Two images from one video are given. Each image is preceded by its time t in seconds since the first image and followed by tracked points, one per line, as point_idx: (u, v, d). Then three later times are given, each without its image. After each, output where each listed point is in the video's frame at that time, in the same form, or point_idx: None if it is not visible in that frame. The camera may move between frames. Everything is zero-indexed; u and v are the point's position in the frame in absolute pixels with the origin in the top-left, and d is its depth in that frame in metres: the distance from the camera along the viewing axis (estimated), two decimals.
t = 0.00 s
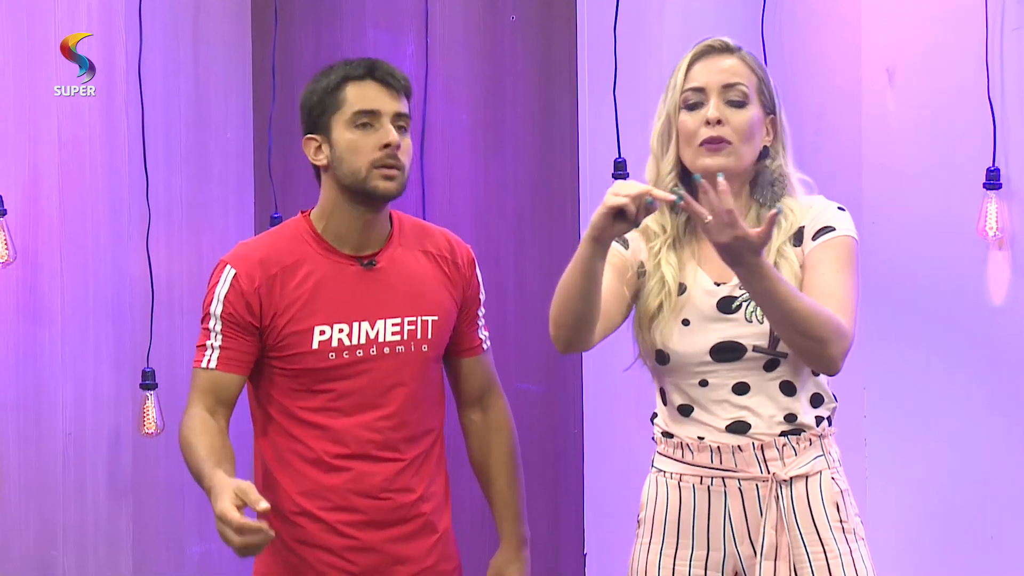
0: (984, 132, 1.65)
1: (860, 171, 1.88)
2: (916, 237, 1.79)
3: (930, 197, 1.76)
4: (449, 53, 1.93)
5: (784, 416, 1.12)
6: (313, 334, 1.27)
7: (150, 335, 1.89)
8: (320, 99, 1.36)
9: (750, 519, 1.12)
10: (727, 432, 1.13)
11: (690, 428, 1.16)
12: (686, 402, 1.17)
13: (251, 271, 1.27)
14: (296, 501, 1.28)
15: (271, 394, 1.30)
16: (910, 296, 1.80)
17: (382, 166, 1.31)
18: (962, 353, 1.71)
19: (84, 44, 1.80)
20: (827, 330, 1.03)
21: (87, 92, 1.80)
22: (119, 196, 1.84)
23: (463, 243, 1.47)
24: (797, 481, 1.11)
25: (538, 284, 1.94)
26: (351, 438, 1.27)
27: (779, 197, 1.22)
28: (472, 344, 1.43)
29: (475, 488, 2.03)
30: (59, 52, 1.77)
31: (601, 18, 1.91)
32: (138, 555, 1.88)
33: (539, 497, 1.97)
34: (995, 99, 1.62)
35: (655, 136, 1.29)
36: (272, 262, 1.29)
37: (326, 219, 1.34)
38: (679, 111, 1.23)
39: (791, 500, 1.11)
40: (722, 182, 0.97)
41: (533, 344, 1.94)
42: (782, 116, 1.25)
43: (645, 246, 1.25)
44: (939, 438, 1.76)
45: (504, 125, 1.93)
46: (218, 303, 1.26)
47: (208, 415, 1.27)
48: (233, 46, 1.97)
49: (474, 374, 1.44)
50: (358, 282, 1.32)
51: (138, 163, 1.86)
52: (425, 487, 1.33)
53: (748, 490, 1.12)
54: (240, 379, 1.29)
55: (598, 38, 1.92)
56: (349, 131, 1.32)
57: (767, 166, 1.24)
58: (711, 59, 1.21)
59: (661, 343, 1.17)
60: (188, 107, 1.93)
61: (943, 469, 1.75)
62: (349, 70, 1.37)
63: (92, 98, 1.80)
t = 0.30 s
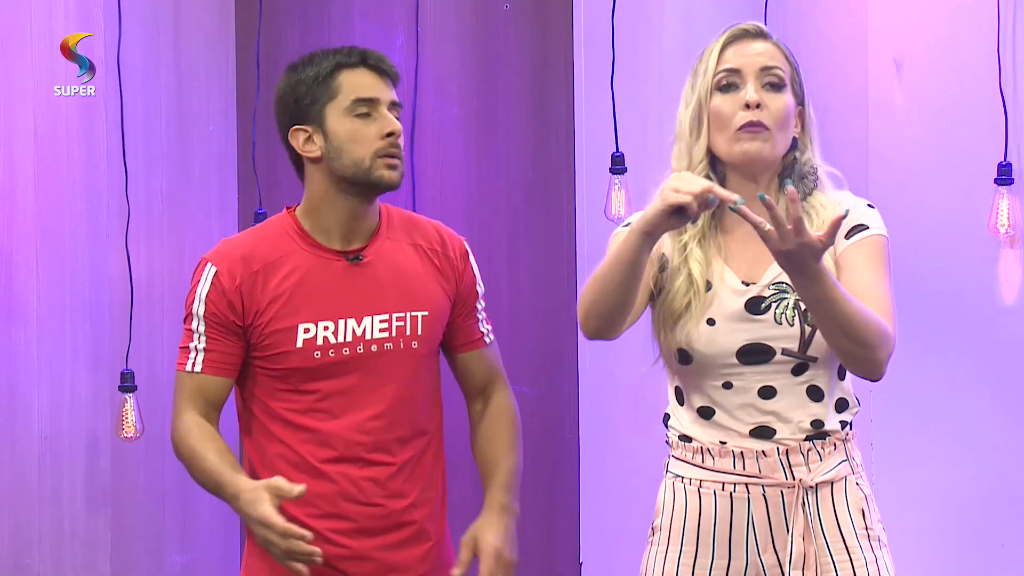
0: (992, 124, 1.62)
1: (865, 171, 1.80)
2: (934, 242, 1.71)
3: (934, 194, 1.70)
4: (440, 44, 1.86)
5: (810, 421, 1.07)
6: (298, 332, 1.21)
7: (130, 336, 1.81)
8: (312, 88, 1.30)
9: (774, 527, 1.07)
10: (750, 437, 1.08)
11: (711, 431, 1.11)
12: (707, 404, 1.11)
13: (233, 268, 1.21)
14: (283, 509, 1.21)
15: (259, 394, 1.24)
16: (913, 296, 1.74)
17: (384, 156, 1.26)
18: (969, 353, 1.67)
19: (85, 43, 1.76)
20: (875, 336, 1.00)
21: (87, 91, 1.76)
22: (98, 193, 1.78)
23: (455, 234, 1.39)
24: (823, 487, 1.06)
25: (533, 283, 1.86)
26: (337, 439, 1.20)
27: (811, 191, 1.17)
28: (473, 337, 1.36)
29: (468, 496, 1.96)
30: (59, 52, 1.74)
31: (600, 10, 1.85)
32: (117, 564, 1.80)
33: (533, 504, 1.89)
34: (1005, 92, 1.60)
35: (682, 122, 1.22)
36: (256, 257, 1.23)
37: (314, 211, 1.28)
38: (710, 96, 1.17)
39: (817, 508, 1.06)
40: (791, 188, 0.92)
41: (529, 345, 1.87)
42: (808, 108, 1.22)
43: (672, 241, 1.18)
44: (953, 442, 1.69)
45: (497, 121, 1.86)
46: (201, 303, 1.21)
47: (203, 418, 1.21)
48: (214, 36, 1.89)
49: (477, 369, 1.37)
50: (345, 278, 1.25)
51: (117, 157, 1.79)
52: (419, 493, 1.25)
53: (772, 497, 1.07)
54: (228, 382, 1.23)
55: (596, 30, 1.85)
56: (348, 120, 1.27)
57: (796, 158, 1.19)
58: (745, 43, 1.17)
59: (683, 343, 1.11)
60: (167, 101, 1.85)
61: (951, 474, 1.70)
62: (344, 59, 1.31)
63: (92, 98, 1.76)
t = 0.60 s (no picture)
0: (995, 124, 1.60)
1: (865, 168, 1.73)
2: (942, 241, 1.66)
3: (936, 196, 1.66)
4: (427, 40, 1.81)
5: (833, 429, 1.04)
6: (286, 335, 1.17)
7: (108, 340, 1.76)
8: (319, 87, 1.24)
9: (794, 539, 1.04)
10: (771, 445, 1.04)
11: (729, 438, 1.06)
12: (726, 409, 1.07)
13: (223, 269, 1.17)
14: (273, 518, 1.19)
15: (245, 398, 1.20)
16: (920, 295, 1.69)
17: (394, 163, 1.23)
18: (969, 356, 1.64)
19: (85, 43, 1.73)
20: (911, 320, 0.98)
21: (87, 92, 1.72)
22: (75, 192, 1.72)
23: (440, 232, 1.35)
24: (844, 497, 1.03)
25: (524, 285, 1.80)
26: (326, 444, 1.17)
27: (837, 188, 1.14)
28: (456, 337, 1.30)
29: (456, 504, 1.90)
30: (59, 51, 1.70)
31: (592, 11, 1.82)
32: None
33: (523, 513, 1.82)
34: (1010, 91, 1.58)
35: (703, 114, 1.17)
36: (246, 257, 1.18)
37: (307, 212, 1.23)
38: (734, 91, 1.13)
39: (838, 518, 1.03)
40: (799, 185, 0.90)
41: (516, 349, 1.80)
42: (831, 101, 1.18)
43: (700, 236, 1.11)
44: (955, 445, 1.65)
45: (486, 117, 1.81)
46: (193, 307, 1.15)
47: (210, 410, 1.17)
48: (195, 32, 1.84)
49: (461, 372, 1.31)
50: (335, 279, 1.21)
51: (96, 157, 1.74)
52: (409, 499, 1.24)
53: (793, 507, 1.03)
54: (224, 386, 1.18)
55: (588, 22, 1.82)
56: (361, 125, 1.22)
57: (822, 154, 1.15)
58: (770, 35, 1.12)
59: (705, 345, 1.06)
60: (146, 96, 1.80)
61: (952, 478, 1.66)
62: (352, 58, 1.26)
63: (92, 99, 1.73)
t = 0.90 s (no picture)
0: (999, 124, 1.59)
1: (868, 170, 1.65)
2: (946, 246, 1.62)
3: (942, 198, 1.61)
4: (418, 38, 1.76)
5: (853, 443, 1.00)
6: (278, 341, 1.11)
7: (89, 347, 1.71)
8: (313, 87, 1.18)
9: (809, 554, 1.01)
10: (786, 459, 1.01)
11: (744, 449, 1.03)
12: (743, 418, 1.02)
13: (215, 271, 1.11)
14: (260, 530, 1.14)
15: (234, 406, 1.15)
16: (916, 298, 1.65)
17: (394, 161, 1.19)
18: (971, 361, 1.61)
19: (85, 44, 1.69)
20: (922, 358, 0.93)
21: (87, 92, 1.69)
22: (55, 196, 1.66)
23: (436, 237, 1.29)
24: (861, 512, 1.00)
25: (517, 291, 1.77)
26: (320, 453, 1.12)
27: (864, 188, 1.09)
28: (453, 346, 1.26)
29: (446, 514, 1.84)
30: (59, 51, 1.66)
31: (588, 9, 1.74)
32: None
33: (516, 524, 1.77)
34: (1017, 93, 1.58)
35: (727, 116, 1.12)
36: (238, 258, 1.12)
37: (303, 214, 1.18)
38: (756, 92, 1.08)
39: (855, 534, 1.00)
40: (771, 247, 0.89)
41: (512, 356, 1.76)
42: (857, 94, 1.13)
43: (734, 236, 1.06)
44: (959, 451, 1.61)
45: (479, 117, 1.76)
46: (182, 309, 1.09)
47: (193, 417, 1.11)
48: (179, 30, 1.80)
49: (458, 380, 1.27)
50: (330, 283, 1.15)
51: (76, 158, 1.68)
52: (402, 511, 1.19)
53: (808, 523, 1.00)
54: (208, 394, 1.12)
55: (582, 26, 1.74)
56: (359, 124, 1.17)
57: (851, 150, 1.11)
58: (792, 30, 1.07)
59: (728, 352, 1.02)
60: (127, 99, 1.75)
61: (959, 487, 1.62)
62: (346, 57, 1.20)
63: (93, 98, 1.70)
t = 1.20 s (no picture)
0: (997, 130, 1.57)
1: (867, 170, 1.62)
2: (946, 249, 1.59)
3: (941, 201, 1.58)
4: (408, 41, 1.75)
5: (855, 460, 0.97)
6: (266, 349, 1.09)
7: (73, 354, 1.68)
8: (303, 92, 1.16)
9: (812, 570, 0.99)
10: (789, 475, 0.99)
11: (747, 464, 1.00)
12: (744, 434, 0.99)
13: (199, 278, 1.08)
14: (246, 540, 1.12)
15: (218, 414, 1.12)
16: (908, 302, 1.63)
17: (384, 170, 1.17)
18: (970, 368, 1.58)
19: (86, 43, 1.69)
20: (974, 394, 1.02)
21: (88, 91, 1.69)
22: (38, 199, 1.64)
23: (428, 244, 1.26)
24: (863, 528, 0.98)
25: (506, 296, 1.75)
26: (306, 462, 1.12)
27: (878, 199, 1.07)
28: (443, 356, 1.23)
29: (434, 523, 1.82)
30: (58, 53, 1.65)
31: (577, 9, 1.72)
32: None
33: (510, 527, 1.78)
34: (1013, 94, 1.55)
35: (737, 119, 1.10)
36: (223, 263, 1.10)
37: (290, 220, 1.15)
38: (772, 92, 1.07)
39: (857, 549, 0.99)
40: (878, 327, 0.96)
41: (500, 361, 1.73)
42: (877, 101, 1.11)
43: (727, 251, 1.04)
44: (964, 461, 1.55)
45: (467, 119, 1.74)
46: (163, 316, 1.06)
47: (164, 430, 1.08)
48: (164, 33, 1.78)
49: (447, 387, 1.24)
50: (317, 291, 1.12)
51: (59, 163, 1.66)
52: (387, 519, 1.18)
53: (811, 539, 0.99)
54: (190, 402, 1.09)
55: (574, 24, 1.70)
56: (349, 131, 1.15)
57: (868, 159, 1.08)
58: (811, 32, 1.06)
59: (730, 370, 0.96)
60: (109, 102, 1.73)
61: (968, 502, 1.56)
62: (338, 63, 1.17)
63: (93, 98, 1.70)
